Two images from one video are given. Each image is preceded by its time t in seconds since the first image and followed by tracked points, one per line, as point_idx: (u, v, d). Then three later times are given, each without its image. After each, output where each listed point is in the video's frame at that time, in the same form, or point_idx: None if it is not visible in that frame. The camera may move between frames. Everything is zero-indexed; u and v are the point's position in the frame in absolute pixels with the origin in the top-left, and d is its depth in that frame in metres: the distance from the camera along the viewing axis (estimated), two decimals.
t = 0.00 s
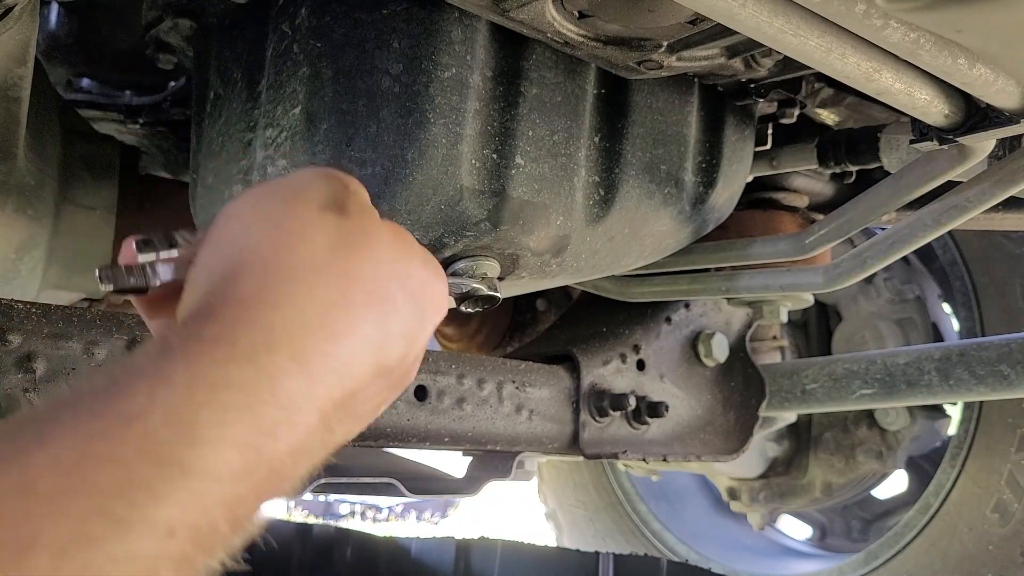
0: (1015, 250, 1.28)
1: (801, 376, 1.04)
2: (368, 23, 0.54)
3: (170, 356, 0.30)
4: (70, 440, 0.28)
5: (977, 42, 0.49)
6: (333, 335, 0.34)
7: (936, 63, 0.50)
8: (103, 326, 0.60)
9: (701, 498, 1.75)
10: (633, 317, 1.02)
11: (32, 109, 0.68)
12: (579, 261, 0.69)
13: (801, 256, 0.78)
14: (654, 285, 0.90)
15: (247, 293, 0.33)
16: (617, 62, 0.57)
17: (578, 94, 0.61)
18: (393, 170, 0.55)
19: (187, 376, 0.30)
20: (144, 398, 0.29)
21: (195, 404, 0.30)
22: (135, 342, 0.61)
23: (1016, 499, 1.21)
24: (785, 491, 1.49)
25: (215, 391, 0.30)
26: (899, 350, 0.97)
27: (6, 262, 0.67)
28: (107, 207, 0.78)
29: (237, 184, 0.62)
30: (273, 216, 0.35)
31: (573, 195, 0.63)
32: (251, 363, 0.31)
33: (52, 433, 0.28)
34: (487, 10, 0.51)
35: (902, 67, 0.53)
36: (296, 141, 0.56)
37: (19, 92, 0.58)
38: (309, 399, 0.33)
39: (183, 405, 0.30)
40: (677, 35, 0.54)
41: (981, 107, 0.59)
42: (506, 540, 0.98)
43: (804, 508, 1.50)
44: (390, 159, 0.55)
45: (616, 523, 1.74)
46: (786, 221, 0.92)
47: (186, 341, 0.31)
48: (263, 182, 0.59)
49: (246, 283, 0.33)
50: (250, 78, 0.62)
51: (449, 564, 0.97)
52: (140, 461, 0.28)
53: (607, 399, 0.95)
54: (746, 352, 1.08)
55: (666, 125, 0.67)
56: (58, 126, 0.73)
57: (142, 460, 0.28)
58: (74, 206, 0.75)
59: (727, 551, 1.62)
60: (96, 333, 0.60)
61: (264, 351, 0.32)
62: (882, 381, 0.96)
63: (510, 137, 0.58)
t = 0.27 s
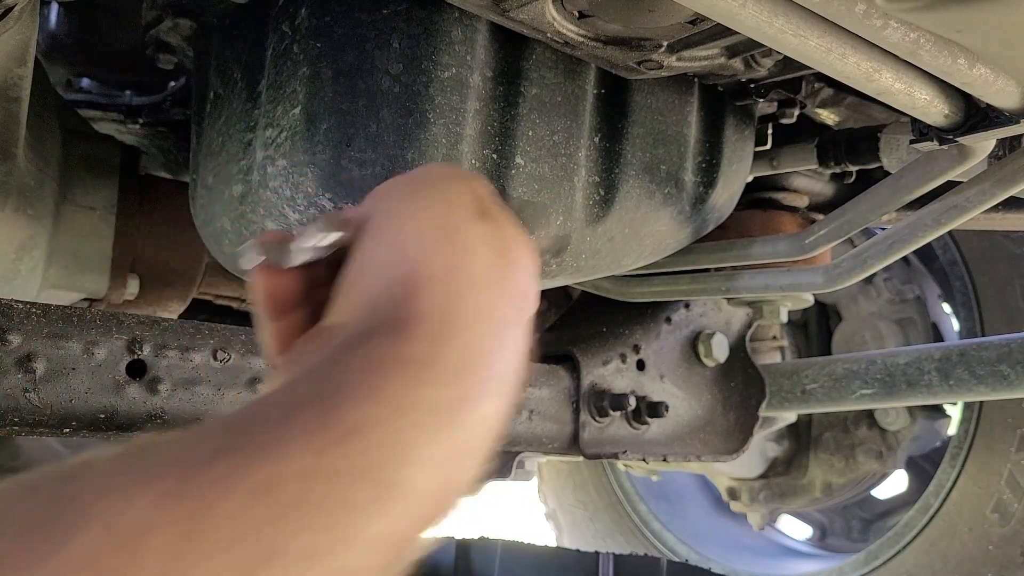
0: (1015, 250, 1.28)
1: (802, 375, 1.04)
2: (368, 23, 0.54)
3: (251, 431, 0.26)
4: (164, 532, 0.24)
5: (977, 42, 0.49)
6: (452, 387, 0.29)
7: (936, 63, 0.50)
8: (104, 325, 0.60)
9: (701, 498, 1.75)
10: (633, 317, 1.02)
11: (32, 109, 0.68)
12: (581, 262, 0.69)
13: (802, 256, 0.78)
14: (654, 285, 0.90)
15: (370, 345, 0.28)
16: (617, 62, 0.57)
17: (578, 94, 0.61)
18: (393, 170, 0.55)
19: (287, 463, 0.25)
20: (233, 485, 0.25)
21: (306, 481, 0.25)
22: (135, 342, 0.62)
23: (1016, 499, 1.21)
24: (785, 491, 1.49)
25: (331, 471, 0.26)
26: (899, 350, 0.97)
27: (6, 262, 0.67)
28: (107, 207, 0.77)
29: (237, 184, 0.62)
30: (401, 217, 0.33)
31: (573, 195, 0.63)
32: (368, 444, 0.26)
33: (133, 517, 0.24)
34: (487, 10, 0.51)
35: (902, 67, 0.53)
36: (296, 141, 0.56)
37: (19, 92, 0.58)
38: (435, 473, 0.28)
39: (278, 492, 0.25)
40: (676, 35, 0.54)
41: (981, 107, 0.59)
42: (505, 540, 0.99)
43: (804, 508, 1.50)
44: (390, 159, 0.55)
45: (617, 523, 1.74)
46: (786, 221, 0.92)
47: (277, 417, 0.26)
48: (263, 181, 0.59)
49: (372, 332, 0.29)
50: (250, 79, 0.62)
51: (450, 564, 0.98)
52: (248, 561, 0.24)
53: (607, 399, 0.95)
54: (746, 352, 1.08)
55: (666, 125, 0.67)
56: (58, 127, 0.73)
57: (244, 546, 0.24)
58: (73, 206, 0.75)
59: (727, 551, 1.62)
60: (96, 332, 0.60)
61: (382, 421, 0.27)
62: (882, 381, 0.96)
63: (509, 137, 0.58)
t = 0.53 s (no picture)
0: (1016, 250, 1.28)
1: (802, 376, 1.04)
2: (368, 23, 0.55)
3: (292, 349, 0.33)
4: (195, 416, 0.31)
5: (977, 43, 0.49)
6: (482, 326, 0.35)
7: (936, 63, 0.50)
8: (104, 326, 0.60)
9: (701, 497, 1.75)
10: (633, 317, 1.02)
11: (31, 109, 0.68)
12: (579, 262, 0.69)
13: (801, 256, 0.78)
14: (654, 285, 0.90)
15: (422, 266, 0.35)
16: (617, 62, 0.57)
17: (577, 94, 0.61)
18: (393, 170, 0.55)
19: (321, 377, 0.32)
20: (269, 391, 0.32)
21: (335, 399, 0.32)
22: (135, 342, 0.62)
23: (1016, 499, 1.21)
24: (785, 491, 1.49)
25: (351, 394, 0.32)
26: (899, 350, 0.97)
27: (6, 262, 0.67)
28: (107, 207, 0.77)
29: (237, 184, 0.62)
30: (452, 145, 0.40)
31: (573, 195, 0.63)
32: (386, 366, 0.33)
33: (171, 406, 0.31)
34: (487, 10, 0.51)
35: (902, 67, 0.53)
36: (296, 140, 0.57)
37: (20, 92, 0.58)
38: (469, 396, 0.35)
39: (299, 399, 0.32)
40: (677, 35, 0.54)
41: (981, 107, 0.59)
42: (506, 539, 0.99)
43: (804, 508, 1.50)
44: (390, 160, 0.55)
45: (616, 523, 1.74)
46: (786, 221, 0.92)
47: (322, 328, 0.33)
48: (264, 181, 0.59)
49: (429, 248, 0.36)
50: (249, 79, 0.62)
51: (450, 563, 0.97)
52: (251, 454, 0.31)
53: (607, 399, 0.96)
54: (746, 352, 1.08)
55: (666, 125, 0.67)
56: (58, 128, 0.73)
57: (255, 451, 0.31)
58: (73, 207, 0.74)
59: (727, 552, 1.62)
60: (96, 333, 0.60)
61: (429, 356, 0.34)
62: (882, 381, 0.96)
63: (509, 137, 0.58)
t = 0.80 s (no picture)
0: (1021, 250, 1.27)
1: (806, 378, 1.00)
2: (365, 20, 0.55)
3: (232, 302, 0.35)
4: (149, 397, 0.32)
5: (984, 40, 0.48)
6: (434, 285, 0.35)
7: (942, 60, 0.49)
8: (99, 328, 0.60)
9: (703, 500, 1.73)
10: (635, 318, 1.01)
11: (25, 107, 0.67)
12: (580, 262, 0.68)
13: (805, 256, 0.77)
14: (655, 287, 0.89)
15: (381, 226, 0.37)
16: (618, 59, 0.56)
17: (579, 92, 0.60)
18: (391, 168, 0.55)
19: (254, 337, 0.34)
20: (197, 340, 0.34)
21: (274, 353, 0.33)
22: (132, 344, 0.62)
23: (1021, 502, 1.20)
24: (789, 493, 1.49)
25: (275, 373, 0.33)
26: (903, 351, 0.96)
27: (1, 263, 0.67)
28: (103, 207, 0.76)
29: (234, 183, 0.61)
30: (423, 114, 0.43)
31: (574, 194, 0.62)
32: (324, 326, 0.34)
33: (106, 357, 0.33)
34: (486, 6, 0.50)
35: (908, 64, 0.52)
36: (295, 138, 0.57)
37: (13, 91, 0.57)
38: (421, 354, 0.35)
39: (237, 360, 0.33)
40: (678, 31, 0.53)
41: (987, 105, 0.58)
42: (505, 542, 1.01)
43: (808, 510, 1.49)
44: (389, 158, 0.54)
45: (619, 526, 1.75)
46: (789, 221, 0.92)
47: (263, 285, 0.36)
48: (260, 180, 0.59)
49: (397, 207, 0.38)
50: (246, 77, 0.61)
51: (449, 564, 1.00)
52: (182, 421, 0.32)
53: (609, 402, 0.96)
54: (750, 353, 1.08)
55: (669, 123, 0.66)
56: (53, 127, 0.72)
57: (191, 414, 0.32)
58: (70, 206, 0.73)
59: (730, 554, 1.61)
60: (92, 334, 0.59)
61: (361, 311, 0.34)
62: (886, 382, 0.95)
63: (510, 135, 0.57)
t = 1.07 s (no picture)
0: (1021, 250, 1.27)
1: (806, 378, 1.03)
2: (366, 20, 0.54)
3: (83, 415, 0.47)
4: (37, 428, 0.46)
5: (984, 40, 0.48)
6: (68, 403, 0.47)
7: (942, 60, 0.49)
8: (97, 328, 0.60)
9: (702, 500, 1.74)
10: (635, 317, 1.01)
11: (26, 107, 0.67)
12: (581, 262, 0.68)
13: (806, 256, 0.77)
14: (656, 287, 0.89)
15: None
16: (619, 59, 0.56)
17: (579, 92, 0.60)
18: (391, 168, 0.54)
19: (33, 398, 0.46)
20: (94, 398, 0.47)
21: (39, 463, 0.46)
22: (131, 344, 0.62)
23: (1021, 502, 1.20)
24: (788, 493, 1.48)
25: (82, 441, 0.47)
26: (903, 351, 0.96)
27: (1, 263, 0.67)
28: (102, 207, 0.76)
29: (233, 183, 0.61)
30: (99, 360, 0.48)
31: (575, 194, 0.62)
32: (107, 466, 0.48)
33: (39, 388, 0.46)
34: (486, 6, 0.50)
35: (908, 64, 0.52)
36: (294, 139, 0.56)
37: (13, 90, 0.57)
38: None
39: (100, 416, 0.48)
40: (678, 31, 0.53)
41: (987, 105, 0.58)
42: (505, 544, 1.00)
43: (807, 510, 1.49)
44: (388, 158, 0.54)
45: (618, 526, 1.74)
46: (789, 221, 0.92)
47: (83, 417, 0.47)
48: (260, 180, 0.59)
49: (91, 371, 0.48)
50: (246, 77, 0.61)
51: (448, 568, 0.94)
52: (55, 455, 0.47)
53: (609, 401, 0.95)
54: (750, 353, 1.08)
55: (669, 123, 0.66)
56: (53, 127, 0.72)
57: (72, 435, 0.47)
58: (69, 206, 0.74)
59: (730, 554, 1.61)
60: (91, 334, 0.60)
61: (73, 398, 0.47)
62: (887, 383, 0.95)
63: (510, 135, 0.57)
